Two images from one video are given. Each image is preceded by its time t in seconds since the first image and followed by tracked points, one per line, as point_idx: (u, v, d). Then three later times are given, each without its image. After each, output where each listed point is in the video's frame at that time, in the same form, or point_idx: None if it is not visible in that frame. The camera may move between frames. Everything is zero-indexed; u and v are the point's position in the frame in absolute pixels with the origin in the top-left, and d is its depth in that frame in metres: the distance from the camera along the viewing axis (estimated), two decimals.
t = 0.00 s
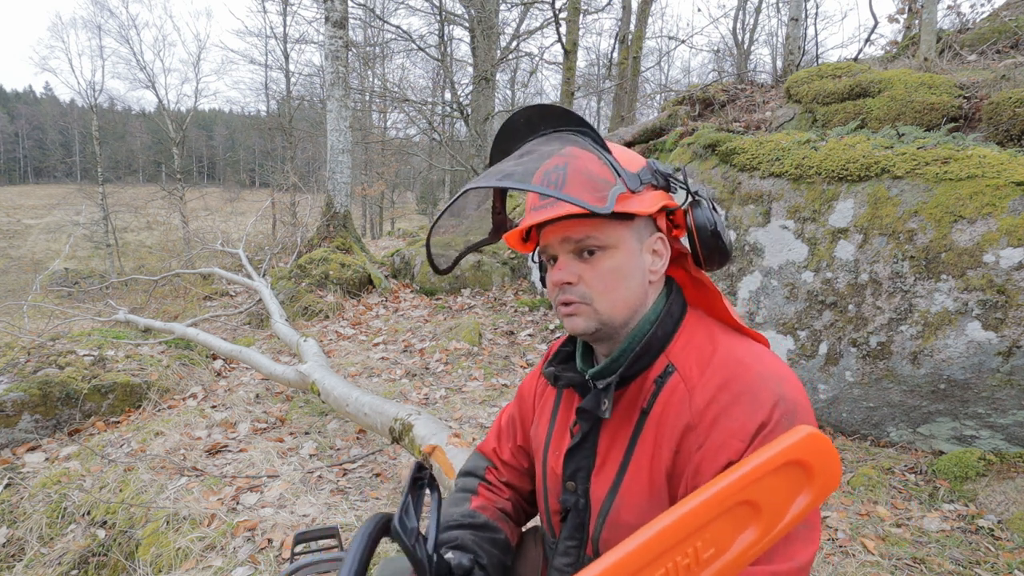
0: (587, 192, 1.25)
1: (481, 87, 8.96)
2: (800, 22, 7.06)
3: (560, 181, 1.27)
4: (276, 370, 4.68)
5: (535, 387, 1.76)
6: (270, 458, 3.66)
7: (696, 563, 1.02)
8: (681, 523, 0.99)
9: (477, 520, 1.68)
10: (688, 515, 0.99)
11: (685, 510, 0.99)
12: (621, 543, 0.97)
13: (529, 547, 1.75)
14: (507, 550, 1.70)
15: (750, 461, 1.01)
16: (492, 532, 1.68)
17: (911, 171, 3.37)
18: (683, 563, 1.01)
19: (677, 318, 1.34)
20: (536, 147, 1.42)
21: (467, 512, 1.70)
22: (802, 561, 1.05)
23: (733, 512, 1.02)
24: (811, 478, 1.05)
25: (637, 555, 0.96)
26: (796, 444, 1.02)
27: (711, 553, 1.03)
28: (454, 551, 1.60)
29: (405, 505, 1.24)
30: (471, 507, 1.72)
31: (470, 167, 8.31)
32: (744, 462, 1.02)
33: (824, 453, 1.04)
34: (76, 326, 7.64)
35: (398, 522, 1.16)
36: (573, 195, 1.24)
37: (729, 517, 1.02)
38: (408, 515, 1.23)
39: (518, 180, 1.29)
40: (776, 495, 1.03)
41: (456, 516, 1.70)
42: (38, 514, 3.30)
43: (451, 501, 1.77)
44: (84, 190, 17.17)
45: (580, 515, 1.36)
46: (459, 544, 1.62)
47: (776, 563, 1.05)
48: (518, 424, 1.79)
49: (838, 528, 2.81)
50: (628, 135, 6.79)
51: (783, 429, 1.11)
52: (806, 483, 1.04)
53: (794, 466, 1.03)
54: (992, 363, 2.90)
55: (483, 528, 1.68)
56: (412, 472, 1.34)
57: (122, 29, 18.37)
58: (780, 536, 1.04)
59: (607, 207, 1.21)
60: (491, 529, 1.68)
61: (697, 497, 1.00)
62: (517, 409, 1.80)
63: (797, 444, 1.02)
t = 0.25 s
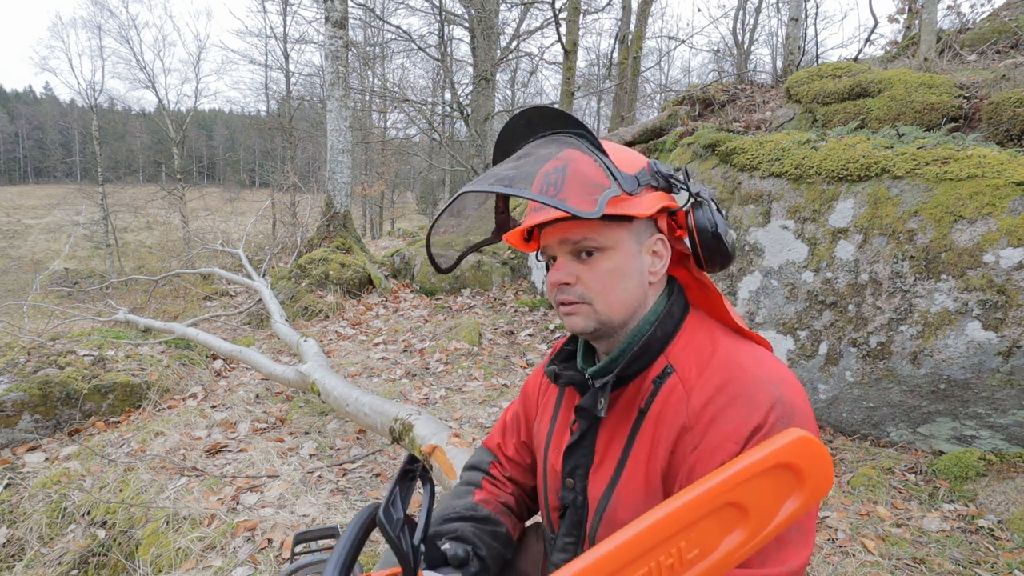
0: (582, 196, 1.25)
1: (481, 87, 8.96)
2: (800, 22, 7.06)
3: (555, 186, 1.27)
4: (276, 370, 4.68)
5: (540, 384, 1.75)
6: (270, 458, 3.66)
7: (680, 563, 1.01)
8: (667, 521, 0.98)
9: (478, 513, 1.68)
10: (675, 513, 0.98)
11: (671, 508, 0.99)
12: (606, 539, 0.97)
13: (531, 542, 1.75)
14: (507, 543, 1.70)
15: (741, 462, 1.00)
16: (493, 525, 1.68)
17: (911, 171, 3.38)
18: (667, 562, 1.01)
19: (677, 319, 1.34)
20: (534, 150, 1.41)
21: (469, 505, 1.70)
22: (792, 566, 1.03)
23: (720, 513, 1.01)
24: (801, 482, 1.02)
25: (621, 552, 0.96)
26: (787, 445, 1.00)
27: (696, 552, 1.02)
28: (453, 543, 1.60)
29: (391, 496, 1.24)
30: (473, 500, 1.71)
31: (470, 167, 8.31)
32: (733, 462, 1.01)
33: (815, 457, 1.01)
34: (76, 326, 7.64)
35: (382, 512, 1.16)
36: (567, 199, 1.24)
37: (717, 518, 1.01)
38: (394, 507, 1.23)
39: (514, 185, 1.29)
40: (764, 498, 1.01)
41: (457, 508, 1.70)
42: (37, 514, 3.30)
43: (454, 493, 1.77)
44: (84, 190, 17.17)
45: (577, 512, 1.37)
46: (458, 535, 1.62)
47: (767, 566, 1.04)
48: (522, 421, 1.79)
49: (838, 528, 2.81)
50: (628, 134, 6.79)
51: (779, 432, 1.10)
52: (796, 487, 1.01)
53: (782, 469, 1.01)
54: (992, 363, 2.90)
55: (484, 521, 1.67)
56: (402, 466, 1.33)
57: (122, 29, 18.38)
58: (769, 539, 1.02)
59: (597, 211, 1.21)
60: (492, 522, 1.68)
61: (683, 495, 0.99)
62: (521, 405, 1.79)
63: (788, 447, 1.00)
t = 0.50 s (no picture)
0: (584, 194, 1.24)
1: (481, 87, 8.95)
2: (800, 22, 7.06)
3: (558, 184, 1.26)
4: (276, 370, 4.68)
5: (545, 381, 1.76)
6: (270, 458, 3.66)
7: (674, 563, 1.01)
8: (661, 523, 0.97)
9: (481, 507, 1.68)
10: (670, 516, 0.97)
11: (665, 511, 0.98)
12: (598, 540, 0.97)
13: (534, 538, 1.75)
14: (509, 538, 1.70)
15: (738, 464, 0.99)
16: (495, 520, 1.68)
17: (911, 171, 3.38)
18: (661, 562, 1.01)
19: (680, 318, 1.35)
20: (539, 149, 1.42)
21: (473, 499, 1.70)
22: (788, 565, 1.04)
23: (715, 515, 1.00)
24: (800, 487, 1.00)
25: (614, 553, 0.96)
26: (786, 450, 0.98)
27: (692, 554, 1.02)
28: (455, 535, 1.59)
29: (391, 489, 1.24)
30: (476, 494, 1.72)
31: (470, 167, 8.31)
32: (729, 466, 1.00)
33: (814, 462, 0.98)
34: (76, 326, 7.63)
35: (380, 504, 1.16)
36: (569, 197, 1.23)
37: (713, 520, 1.01)
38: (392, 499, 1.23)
39: (517, 182, 1.29)
40: (759, 501, 1.00)
41: (461, 502, 1.69)
42: (38, 514, 3.30)
43: (458, 488, 1.77)
44: (84, 190, 17.17)
45: (578, 508, 1.38)
46: (461, 529, 1.61)
47: (761, 565, 1.04)
48: (527, 417, 1.79)
49: (838, 528, 2.81)
50: (628, 135, 6.79)
51: (776, 432, 1.09)
52: (794, 492, 1.00)
53: (780, 474, 0.99)
54: (992, 363, 2.90)
55: (487, 515, 1.67)
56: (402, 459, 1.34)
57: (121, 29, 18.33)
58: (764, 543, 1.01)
59: (598, 209, 1.20)
60: (495, 517, 1.68)
61: (678, 498, 0.98)
62: (526, 402, 1.80)
63: (785, 452, 0.98)
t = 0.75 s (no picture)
0: (591, 195, 1.24)
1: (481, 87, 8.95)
2: (800, 22, 7.07)
3: (566, 184, 1.27)
4: (276, 370, 4.69)
5: (549, 379, 1.76)
6: (270, 458, 3.66)
7: (673, 562, 1.01)
8: (659, 523, 0.97)
9: (483, 506, 1.68)
10: (669, 515, 0.97)
11: (662, 511, 0.98)
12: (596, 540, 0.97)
13: (536, 537, 1.75)
14: (511, 536, 1.70)
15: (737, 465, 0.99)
16: (498, 519, 1.68)
17: (912, 171, 3.38)
18: (661, 561, 1.00)
19: (684, 317, 1.35)
20: (546, 150, 1.42)
21: (475, 497, 1.70)
22: (791, 562, 1.05)
23: (714, 516, 1.00)
24: (801, 488, 0.99)
25: (611, 552, 0.96)
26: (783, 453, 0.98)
27: (691, 554, 1.02)
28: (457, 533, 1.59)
29: (394, 483, 1.24)
30: (479, 493, 1.72)
31: (470, 167, 8.31)
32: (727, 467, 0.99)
33: (814, 464, 0.98)
34: (75, 326, 7.63)
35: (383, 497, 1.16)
36: (576, 199, 1.24)
37: (712, 519, 1.00)
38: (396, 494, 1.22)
39: (524, 184, 1.30)
40: (758, 501, 1.00)
41: (463, 500, 1.70)
42: (38, 514, 3.30)
43: (461, 486, 1.78)
44: (83, 190, 17.16)
45: (581, 504, 1.37)
46: (463, 527, 1.61)
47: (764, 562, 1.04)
48: (530, 415, 1.80)
49: (838, 528, 2.81)
50: (628, 135, 6.79)
51: (779, 430, 1.10)
52: (795, 493, 0.99)
53: (779, 475, 0.99)
54: (992, 363, 2.90)
55: (489, 514, 1.67)
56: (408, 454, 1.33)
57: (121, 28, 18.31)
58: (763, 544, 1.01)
59: (604, 210, 1.20)
60: (497, 515, 1.68)
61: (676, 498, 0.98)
62: (530, 400, 1.80)
63: (784, 454, 0.98)
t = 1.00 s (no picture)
0: (593, 194, 1.24)
1: (481, 87, 8.95)
2: (800, 22, 7.07)
3: (568, 183, 1.27)
4: (276, 369, 4.69)
5: (548, 376, 1.75)
6: (270, 458, 3.66)
7: (654, 550, 1.00)
8: (642, 507, 0.96)
9: (481, 507, 1.68)
10: (651, 498, 0.96)
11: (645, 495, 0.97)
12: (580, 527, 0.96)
13: (535, 537, 1.76)
14: (509, 536, 1.69)
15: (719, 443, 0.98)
16: (495, 520, 1.68)
17: (911, 171, 3.38)
18: (642, 549, 0.99)
19: (684, 313, 1.34)
20: (549, 148, 1.42)
21: (473, 498, 1.71)
22: (789, 557, 1.04)
23: (696, 499, 0.99)
24: (780, 466, 0.98)
25: (593, 538, 0.95)
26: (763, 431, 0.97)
27: (672, 540, 1.00)
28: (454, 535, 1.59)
29: (372, 488, 1.19)
30: (477, 493, 1.72)
31: (470, 167, 8.31)
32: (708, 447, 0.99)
33: (794, 445, 0.98)
34: (75, 326, 7.63)
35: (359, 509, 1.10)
36: (579, 197, 1.23)
37: (693, 502, 0.99)
38: (372, 500, 1.16)
39: (528, 183, 1.29)
40: (741, 484, 0.98)
41: (461, 501, 1.70)
42: (38, 514, 3.30)
43: (460, 486, 1.78)
44: (84, 190, 17.16)
45: (580, 500, 1.37)
46: (460, 528, 1.61)
47: (759, 556, 1.04)
48: (530, 412, 1.79)
49: (838, 528, 2.81)
50: (628, 135, 6.78)
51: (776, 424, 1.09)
52: (773, 471, 0.98)
53: (757, 454, 0.98)
54: (992, 363, 2.90)
55: (486, 515, 1.67)
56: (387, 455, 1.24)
57: (121, 28, 18.24)
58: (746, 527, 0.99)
59: (607, 208, 1.19)
60: (495, 516, 1.68)
61: (661, 479, 0.97)
62: (529, 397, 1.80)
63: (761, 432, 0.97)
